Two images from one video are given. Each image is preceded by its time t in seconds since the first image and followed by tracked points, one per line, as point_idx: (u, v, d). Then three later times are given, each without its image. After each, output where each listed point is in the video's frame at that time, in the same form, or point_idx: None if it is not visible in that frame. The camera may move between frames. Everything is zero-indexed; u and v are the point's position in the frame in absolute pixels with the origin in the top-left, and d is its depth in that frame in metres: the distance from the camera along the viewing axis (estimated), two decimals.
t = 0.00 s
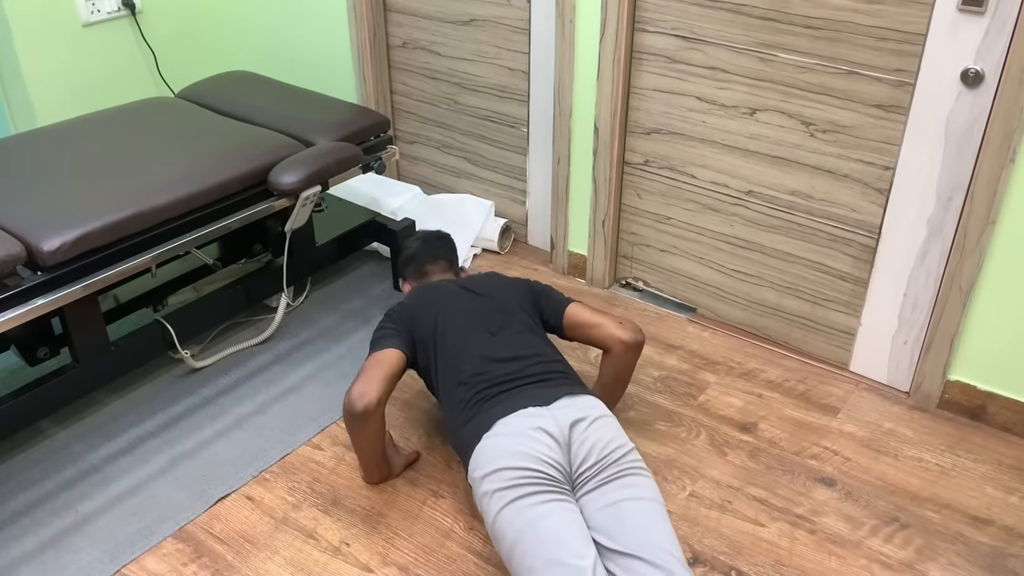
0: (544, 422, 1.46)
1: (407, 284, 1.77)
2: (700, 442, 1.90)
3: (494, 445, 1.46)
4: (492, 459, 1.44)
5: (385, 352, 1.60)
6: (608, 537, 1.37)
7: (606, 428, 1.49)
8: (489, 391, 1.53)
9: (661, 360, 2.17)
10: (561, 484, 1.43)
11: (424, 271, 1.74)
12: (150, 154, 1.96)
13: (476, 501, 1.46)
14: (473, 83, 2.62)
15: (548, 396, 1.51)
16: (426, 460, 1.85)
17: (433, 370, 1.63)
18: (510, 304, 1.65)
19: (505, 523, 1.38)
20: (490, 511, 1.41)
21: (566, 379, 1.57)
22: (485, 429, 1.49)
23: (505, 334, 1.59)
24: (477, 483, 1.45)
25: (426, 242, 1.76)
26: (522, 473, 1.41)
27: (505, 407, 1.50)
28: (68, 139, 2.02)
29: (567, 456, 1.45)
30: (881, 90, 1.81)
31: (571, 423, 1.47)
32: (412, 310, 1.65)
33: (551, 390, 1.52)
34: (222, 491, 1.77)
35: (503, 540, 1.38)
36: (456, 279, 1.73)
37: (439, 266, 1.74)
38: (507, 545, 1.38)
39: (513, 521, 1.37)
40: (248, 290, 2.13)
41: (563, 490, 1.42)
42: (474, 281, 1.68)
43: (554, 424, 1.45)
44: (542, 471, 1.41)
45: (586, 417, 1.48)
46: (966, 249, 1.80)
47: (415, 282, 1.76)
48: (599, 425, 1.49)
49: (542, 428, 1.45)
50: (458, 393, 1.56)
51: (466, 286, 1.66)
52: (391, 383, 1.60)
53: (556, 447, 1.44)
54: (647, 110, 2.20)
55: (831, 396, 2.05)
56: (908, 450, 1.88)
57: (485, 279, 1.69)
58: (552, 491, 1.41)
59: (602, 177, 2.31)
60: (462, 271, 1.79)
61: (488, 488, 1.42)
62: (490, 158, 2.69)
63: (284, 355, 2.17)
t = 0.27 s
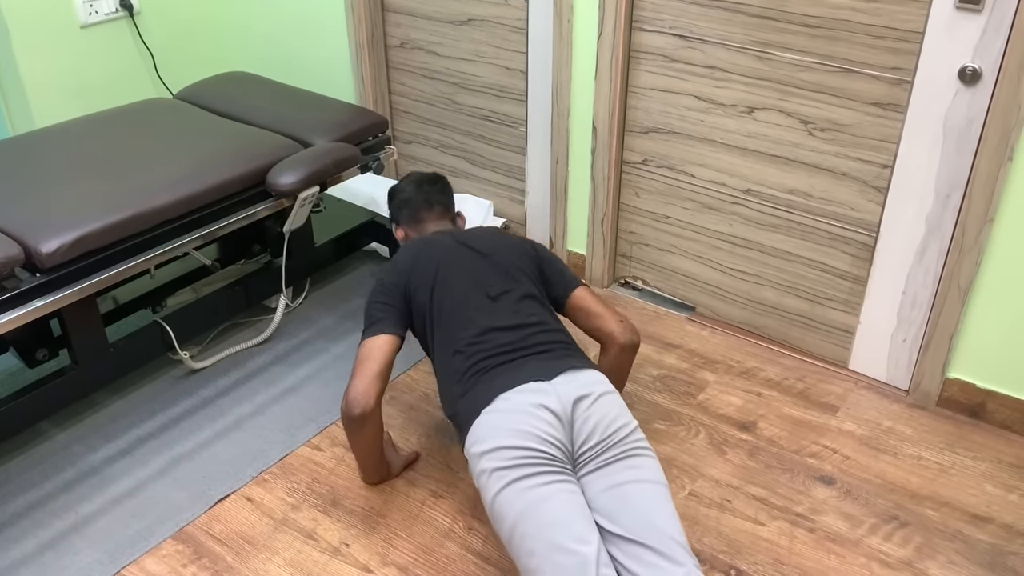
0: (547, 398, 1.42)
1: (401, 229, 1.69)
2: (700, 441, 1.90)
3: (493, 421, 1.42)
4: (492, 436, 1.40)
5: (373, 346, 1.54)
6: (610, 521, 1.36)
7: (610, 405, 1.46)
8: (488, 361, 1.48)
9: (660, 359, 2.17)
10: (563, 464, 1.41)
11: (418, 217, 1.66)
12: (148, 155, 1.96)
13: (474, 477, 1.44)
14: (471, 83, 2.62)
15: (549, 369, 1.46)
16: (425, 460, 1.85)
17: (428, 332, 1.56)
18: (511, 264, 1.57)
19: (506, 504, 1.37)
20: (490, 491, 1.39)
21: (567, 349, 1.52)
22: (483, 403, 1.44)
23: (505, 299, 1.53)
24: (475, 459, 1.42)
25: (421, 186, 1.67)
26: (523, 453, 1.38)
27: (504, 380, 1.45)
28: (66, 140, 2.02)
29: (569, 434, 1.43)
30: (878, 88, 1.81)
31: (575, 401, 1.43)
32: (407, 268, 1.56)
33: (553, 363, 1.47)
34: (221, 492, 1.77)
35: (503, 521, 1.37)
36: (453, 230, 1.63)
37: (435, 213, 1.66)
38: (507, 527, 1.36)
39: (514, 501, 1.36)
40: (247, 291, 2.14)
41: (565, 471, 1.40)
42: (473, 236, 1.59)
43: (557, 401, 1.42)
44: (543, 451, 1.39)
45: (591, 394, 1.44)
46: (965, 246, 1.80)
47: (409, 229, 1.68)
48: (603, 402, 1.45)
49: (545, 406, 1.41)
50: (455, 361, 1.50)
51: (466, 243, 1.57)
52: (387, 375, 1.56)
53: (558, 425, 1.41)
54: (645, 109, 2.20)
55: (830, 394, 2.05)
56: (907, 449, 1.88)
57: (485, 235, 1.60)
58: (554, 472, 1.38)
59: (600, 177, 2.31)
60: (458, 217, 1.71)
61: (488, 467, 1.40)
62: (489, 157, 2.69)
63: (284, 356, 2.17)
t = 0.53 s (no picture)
0: (554, 381, 1.39)
1: (399, 177, 1.61)
2: (700, 443, 1.90)
3: (498, 403, 1.40)
4: (497, 420, 1.39)
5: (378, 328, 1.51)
6: (615, 510, 1.37)
7: (618, 388, 1.44)
8: (494, 337, 1.44)
9: (661, 361, 2.17)
10: (568, 449, 1.40)
11: (419, 163, 1.57)
12: (149, 158, 1.96)
13: (477, 459, 1.43)
14: (471, 85, 2.62)
15: (556, 347, 1.42)
16: (426, 462, 1.85)
17: (429, 300, 1.50)
18: (517, 230, 1.50)
19: (510, 490, 1.37)
20: (494, 475, 1.39)
21: (574, 325, 1.48)
22: (488, 382, 1.42)
23: (511, 271, 1.47)
24: (479, 443, 1.42)
25: (423, 130, 1.58)
26: (529, 439, 1.37)
27: (510, 358, 1.42)
28: (67, 144, 2.02)
29: (575, 419, 1.42)
30: (878, 90, 1.81)
31: (583, 384, 1.41)
32: (408, 229, 1.47)
33: (560, 340, 1.43)
34: (222, 495, 1.77)
35: (506, 507, 1.37)
36: (455, 184, 1.54)
37: (437, 159, 1.58)
38: (511, 513, 1.37)
39: (519, 489, 1.36)
40: (247, 294, 2.14)
41: (570, 457, 1.40)
42: (477, 195, 1.50)
43: (565, 385, 1.39)
44: (550, 438, 1.38)
45: (599, 377, 1.42)
46: (965, 248, 1.80)
47: (409, 176, 1.60)
48: (612, 385, 1.43)
49: (552, 390, 1.38)
50: (458, 335, 1.46)
51: (470, 206, 1.48)
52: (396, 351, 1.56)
53: (565, 410, 1.39)
54: (645, 111, 2.20)
55: (831, 396, 2.05)
56: (908, 450, 1.88)
57: (490, 195, 1.51)
58: (560, 458, 1.38)
59: (600, 178, 2.31)
60: (461, 162, 1.62)
61: (492, 452, 1.39)
62: (489, 159, 2.69)
63: (284, 358, 2.17)
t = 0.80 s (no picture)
0: (557, 387, 1.39)
1: (404, 189, 1.62)
2: (701, 445, 1.90)
3: (501, 409, 1.40)
4: (500, 426, 1.39)
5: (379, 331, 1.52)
6: (619, 516, 1.37)
7: (621, 393, 1.43)
8: (497, 343, 1.44)
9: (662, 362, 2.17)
10: (572, 455, 1.40)
11: (424, 175, 1.59)
12: (149, 160, 1.96)
13: (481, 465, 1.43)
14: (472, 86, 2.61)
15: (560, 353, 1.42)
16: (426, 464, 1.85)
17: (432, 308, 1.51)
18: (519, 237, 1.51)
19: (513, 496, 1.36)
20: (497, 482, 1.39)
21: (578, 330, 1.48)
22: (491, 388, 1.42)
23: (514, 277, 1.47)
24: (482, 449, 1.41)
25: (426, 141, 1.60)
26: (533, 445, 1.37)
27: (513, 364, 1.42)
28: (67, 145, 2.02)
29: (579, 424, 1.41)
30: (879, 91, 1.81)
31: (586, 390, 1.40)
32: (411, 238, 1.49)
33: (564, 346, 1.43)
34: (222, 497, 1.77)
35: (511, 513, 1.37)
36: (457, 194, 1.55)
37: (441, 169, 1.59)
38: (515, 519, 1.37)
39: (522, 495, 1.36)
40: (248, 295, 2.13)
41: (574, 463, 1.39)
42: (479, 203, 1.51)
43: (568, 391, 1.39)
44: (553, 444, 1.37)
45: (603, 382, 1.41)
46: (966, 250, 1.79)
47: (414, 188, 1.61)
48: (615, 390, 1.42)
49: (555, 396, 1.38)
50: (461, 342, 1.46)
51: (473, 213, 1.49)
52: (398, 354, 1.56)
53: (568, 415, 1.39)
54: (646, 113, 2.19)
55: (831, 398, 2.05)
56: (910, 452, 1.88)
57: (493, 203, 1.52)
58: (563, 464, 1.38)
59: (601, 180, 2.31)
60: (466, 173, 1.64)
61: (496, 458, 1.39)
62: (490, 161, 2.68)
63: (284, 360, 2.17)
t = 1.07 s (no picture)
0: (549, 418, 1.43)
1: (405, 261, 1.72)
2: (700, 446, 1.90)
3: (495, 442, 1.43)
4: (496, 456, 1.41)
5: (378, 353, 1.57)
6: (612, 539, 1.37)
7: (610, 424, 1.47)
8: (491, 383, 1.50)
9: (660, 363, 2.16)
10: (565, 483, 1.41)
11: (424, 250, 1.69)
12: (147, 159, 1.96)
13: (477, 498, 1.45)
14: (471, 86, 2.61)
15: (552, 390, 1.48)
16: (424, 465, 1.85)
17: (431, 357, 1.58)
18: (512, 288, 1.59)
19: (509, 523, 1.37)
20: (493, 511, 1.40)
21: (569, 370, 1.53)
22: (487, 424, 1.46)
23: (507, 322, 1.55)
24: (478, 481, 1.43)
25: (425, 220, 1.70)
26: (526, 473, 1.39)
27: (507, 401, 1.47)
28: (65, 144, 2.02)
29: (571, 454, 1.43)
30: (878, 92, 1.80)
31: (576, 421, 1.44)
32: (410, 294, 1.59)
33: (555, 383, 1.49)
34: (219, 497, 1.77)
35: (506, 540, 1.38)
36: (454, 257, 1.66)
37: (440, 244, 1.70)
38: (511, 547, 1.37)
39: (517, 522, 1.37)
40: (246, 294, 2.13)
41: (567, 490, 1.41)
42: (473, 261, 1.62)
43: (559, 422, 1.43)
44: (546, 471, 1.39)
45: (592, 413, 1.45)
46: (965, 251, 1.79)
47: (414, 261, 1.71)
48: (604, 421, 1.46)
49: (546, 426, 1.42)
50: (458, 384, 1.52)
51: (468, 268, 1.60)
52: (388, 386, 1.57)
53: (560, 445, 1.42)
54: (645, 113, 2.19)
55: (830, 399, 2.04)
56: (908, 454, 1.88)
57: (486, 260, 1.63)
58: (557, 492, 1.39)
59: (600, 181, 2.31)
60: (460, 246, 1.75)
61: (490, 488, 1.40)
62: (489, 161, 2.68)
63: (282, 360, 2.17)
